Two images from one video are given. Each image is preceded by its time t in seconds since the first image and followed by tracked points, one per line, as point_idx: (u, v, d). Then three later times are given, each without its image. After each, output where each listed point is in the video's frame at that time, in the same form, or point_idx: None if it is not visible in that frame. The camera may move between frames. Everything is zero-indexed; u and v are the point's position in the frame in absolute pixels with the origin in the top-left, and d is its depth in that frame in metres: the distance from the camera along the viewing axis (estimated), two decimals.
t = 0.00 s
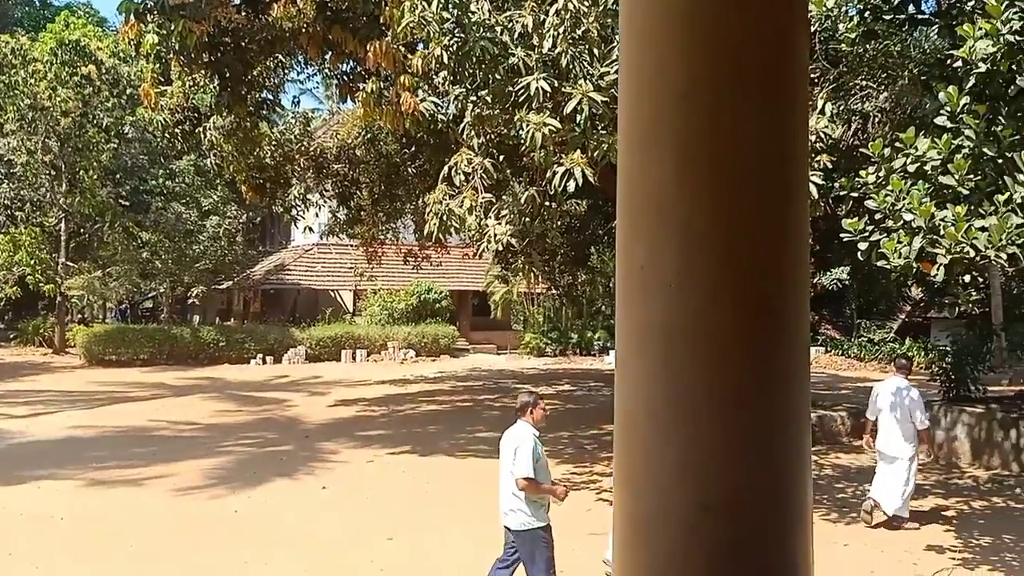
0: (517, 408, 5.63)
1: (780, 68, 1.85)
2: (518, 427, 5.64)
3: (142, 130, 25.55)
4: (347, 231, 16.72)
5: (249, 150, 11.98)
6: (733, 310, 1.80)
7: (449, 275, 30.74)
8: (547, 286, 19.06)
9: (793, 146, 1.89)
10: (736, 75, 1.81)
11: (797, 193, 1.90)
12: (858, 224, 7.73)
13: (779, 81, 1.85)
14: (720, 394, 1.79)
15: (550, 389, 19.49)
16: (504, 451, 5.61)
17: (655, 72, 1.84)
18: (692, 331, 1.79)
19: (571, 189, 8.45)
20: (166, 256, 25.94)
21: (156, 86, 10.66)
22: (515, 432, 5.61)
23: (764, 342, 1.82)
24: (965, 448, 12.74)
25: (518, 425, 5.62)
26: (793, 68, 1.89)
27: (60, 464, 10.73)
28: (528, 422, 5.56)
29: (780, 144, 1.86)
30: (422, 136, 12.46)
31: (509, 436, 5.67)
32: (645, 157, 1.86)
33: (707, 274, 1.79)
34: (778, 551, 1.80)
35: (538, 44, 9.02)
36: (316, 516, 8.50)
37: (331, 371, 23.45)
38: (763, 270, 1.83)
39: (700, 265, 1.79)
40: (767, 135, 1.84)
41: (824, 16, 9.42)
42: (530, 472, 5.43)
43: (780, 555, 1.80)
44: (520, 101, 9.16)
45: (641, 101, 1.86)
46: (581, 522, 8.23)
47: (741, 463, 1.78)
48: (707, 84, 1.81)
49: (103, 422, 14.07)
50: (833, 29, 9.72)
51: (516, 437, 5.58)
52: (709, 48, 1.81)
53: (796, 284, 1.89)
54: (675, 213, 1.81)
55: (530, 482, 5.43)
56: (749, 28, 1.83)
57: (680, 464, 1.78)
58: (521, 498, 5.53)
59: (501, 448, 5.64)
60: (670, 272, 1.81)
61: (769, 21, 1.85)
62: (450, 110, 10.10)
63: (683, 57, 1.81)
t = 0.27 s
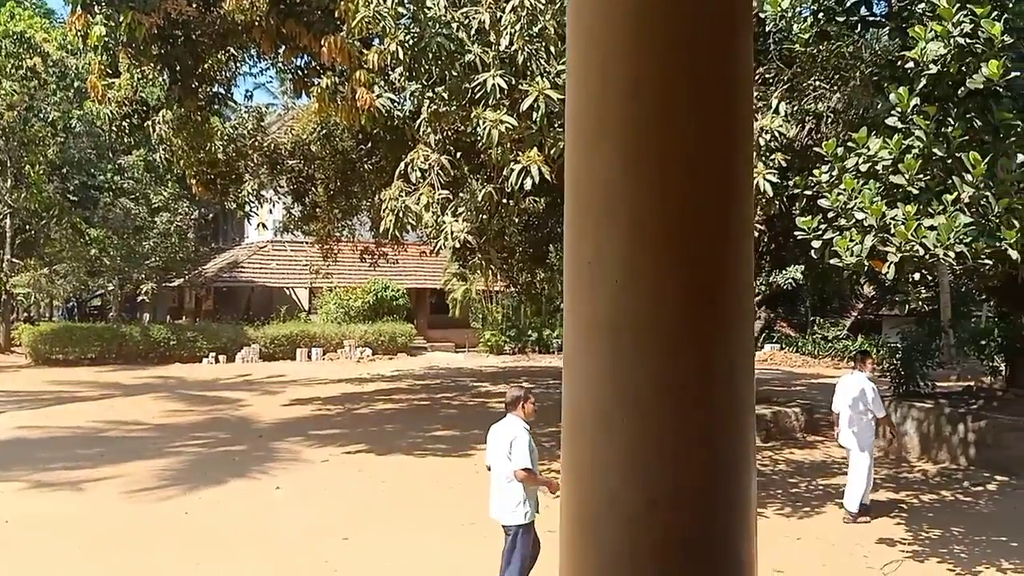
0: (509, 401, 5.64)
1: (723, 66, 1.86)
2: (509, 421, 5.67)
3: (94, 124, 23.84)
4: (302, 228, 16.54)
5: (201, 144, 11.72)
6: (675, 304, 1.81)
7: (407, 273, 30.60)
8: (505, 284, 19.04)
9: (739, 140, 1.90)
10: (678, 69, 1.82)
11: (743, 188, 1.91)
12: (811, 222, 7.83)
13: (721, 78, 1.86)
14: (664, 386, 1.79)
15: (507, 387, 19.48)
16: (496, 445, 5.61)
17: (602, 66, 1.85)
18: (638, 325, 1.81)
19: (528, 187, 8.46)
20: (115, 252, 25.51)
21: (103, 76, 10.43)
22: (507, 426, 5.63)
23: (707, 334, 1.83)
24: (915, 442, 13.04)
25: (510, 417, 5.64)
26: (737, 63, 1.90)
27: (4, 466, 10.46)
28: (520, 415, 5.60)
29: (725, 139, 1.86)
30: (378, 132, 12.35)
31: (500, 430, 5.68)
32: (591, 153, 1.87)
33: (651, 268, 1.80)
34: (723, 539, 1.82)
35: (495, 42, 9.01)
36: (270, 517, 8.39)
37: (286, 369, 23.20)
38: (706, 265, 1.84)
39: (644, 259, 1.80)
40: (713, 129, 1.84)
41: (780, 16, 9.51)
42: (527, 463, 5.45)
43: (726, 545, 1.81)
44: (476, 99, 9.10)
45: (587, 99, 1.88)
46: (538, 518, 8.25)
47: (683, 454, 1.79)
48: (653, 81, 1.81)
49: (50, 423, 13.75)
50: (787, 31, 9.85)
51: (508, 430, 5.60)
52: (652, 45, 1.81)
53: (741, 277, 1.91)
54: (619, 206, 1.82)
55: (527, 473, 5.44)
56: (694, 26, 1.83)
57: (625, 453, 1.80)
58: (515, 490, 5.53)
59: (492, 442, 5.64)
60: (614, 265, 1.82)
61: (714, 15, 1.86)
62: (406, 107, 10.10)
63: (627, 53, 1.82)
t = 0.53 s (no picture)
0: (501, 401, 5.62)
1: (671, 66, 1.87)
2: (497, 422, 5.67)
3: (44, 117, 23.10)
4: (258, 225, 16.36)
5: (153, 139, 11.50)
6: (621, 302, 1.81)
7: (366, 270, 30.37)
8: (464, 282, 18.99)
9: (687, 139, 1.90)
10: (626, 67, 1.83)
11: (692, 187, 1.91)
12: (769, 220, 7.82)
13: (669, 77, 1.87)
14: (611, 383, 1.79)
15: (467, 386, 19.44)
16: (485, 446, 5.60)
17: (551, 63, 1.85)
18: (584, 323, 1.80)
19: (488, 185, 8.44)
20: (64, 249, 25.01)
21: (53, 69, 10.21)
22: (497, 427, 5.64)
23: (654, 331, 1.83)
24: (869, 438, 13.22)
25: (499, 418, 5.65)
26: (685, 64, 1.91)
27: None
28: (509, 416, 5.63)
29: (673, 139, 1.87)
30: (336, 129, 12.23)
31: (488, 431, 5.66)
32: (539, 150, 1.87)
33: (598, 265, 1.80)
34: (669, 538, 1.81)
35: (454, 39, 8.93)
36: (225, 517, 8.28)
37: (242, 368, 22.94)
38: (654, 262, 1.84)
39: (591, 256, 1.80)
40: (661, 128, 1.85)
41: (738, 16, 9.57)
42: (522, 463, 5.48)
43: (671, 544, 1.81)
44: (435, 96, 9.00)
45: (536, 97, 1.88)
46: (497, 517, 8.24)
47: (630, 452, 1.79)
48: (601, 79, 1.82)
49: None
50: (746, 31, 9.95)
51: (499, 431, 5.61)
52: (602, 44, 1.82)
53: (691, 275, 1.91)
54: (566, 203, 1.82)
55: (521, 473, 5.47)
56: (642, 24, 1.84)
57: (572, 451, 1.79)
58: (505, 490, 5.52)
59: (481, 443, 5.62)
60: (561, 262, 1.82)
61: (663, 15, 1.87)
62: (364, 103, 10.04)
63: (575, 51, 1.83)
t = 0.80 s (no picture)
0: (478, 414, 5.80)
1: (618, 69, 1.88)
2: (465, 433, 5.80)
3: None
4: (211, 224, 16.13)
5: (104, 136, 11.27)
6: (569, 302, 1.82)
7: (323, 270, 30.10)
8: (422, 282, 18.91)
9: (632, 141, 1.93)
10: (574, 69, 1.84)
11: (635, 189, 1.94)
12: (725, 221, 7.89)
13: (615, 78, 1.89)
14: (558, 384, 1.80)
15: (426, 386, 19.36)
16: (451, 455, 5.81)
17: (498, 64, 1.85)
18: (531, 324, 1.81)
19: (446, 184, 8.39)
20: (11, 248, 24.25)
21: None
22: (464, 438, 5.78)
23: (600, 331, 1.85)
24: (823, 436, 13.40)
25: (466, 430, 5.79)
26: (630, 66, 1.93)
27: None
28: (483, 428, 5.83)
29: (618, 141, 1.89)
30: (292, 127, 12.10)
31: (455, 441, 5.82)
32: (486, 148, 1.86)
33: (546, 267, 1.81)
34: (613, 536, 1.84)
35: (411, 36, 8.85)
36: (177, 521, 8.14)
37: (196, 370, 22.61)
38: (600, 263, 1.85)
39: (539, 256, 1.80)
40: (607, 130, 1.87)
41: (696, 17, 9.60)
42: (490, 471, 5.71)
43: (617, 542, 1.84)
44: (393, 95, 8.98)
45: (483, 95, 1.87)
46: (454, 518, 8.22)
47: (576, 452, 1.80)
48: (547, 82, 1.82)
49: None
50: (704, 33, 10.02)
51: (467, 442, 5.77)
52: (549, 46, 1.82)
53: (635, 277, 1.93)
54: (514, 203, 1.82)
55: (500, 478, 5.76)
56: (589, 26, 1.86)
57: (520, 451, 1.79)
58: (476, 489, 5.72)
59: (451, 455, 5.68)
60: (509, 262, 1.82)
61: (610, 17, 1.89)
62: (321, 102, 9.95)
63: (524, 51, 1.83)
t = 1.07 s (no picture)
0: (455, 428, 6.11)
1: (562, 68, 1.87)
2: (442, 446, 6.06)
3: None
4: (161, 224, 15.84)
5: (48, 134, 10.99)
6: (514, 304, 1.81)
7: (277, 271, 29.76)
8: (377, 283, 18.77)
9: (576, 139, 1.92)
10: (519, 68, 1.82)
11: (580, 187, 1.94)
12: (681, 221, 7.90)
13: (559, 76, 1.88)
14: (501, 387, 1.79)
15: (381, 387, 19.24)
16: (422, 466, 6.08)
17: (439, 63, 1.82)
18: (475, 326, 1.80)
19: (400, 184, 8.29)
20: None
21: None
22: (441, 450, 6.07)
23: (545, 332, 1.85)
24: (778, 433, 13.53)
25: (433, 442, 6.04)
26: (574, 63, 1.92)
27: None
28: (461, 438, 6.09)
29: (563, 139, 1.88)
30: (243, 125, 11.92)
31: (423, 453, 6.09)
32: (428, 147, 1.84)
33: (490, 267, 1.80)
34: (559, 536, 1.84)
35: (365, 35, 8.74)
36: (125, 527, 7.97)
37: (146, 372, 22.20)
38: (545, 264, 1.85)
39: (483, 256, 1.79)
40: (552, 130, 1.86)
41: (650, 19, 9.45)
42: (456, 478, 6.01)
43: (563, 541, 1.84)
44: (346, 93, 8.86)
45: (426, 93, 1.84)
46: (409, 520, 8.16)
47: (519, 454, 1.80)
48: (490, 81, 1.80)
49: None
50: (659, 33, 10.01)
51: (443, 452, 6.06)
52: (494, 45, 1.80)
53: (579, 275, 1.94)
54: (457, 204, 1.80)
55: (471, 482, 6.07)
56: (534, 25, 1.84)
57: (464, 454, 1.78)
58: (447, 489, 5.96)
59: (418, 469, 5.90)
60: (451, 263, 1.80)
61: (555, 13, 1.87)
62: (273, 100, 9.81)
63: (468, 48, 1.80)
